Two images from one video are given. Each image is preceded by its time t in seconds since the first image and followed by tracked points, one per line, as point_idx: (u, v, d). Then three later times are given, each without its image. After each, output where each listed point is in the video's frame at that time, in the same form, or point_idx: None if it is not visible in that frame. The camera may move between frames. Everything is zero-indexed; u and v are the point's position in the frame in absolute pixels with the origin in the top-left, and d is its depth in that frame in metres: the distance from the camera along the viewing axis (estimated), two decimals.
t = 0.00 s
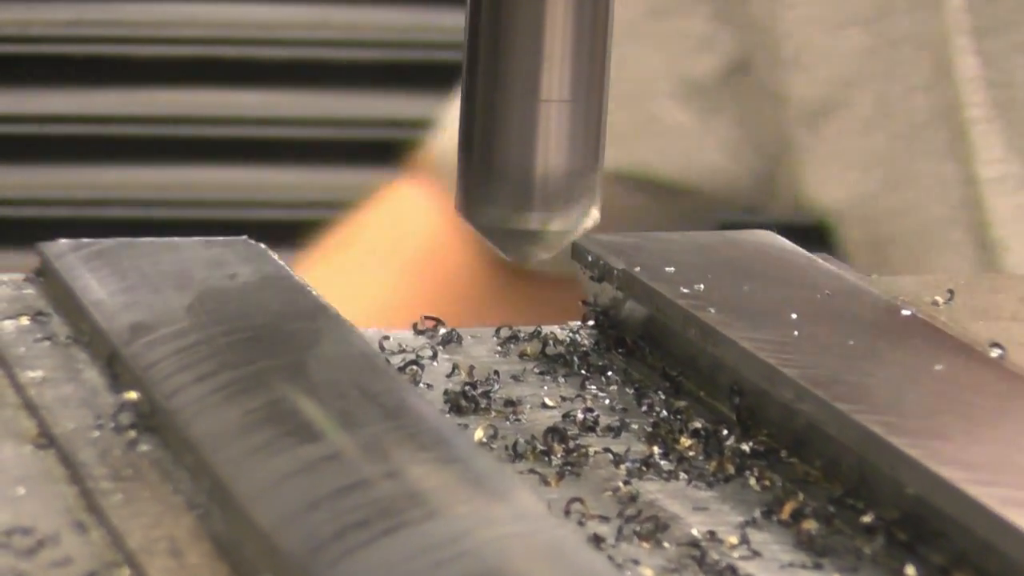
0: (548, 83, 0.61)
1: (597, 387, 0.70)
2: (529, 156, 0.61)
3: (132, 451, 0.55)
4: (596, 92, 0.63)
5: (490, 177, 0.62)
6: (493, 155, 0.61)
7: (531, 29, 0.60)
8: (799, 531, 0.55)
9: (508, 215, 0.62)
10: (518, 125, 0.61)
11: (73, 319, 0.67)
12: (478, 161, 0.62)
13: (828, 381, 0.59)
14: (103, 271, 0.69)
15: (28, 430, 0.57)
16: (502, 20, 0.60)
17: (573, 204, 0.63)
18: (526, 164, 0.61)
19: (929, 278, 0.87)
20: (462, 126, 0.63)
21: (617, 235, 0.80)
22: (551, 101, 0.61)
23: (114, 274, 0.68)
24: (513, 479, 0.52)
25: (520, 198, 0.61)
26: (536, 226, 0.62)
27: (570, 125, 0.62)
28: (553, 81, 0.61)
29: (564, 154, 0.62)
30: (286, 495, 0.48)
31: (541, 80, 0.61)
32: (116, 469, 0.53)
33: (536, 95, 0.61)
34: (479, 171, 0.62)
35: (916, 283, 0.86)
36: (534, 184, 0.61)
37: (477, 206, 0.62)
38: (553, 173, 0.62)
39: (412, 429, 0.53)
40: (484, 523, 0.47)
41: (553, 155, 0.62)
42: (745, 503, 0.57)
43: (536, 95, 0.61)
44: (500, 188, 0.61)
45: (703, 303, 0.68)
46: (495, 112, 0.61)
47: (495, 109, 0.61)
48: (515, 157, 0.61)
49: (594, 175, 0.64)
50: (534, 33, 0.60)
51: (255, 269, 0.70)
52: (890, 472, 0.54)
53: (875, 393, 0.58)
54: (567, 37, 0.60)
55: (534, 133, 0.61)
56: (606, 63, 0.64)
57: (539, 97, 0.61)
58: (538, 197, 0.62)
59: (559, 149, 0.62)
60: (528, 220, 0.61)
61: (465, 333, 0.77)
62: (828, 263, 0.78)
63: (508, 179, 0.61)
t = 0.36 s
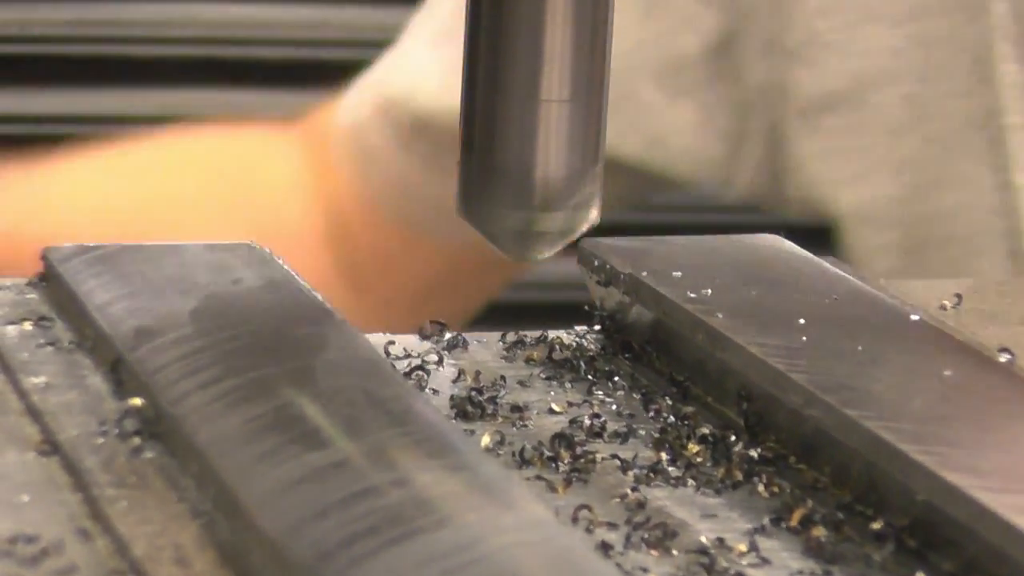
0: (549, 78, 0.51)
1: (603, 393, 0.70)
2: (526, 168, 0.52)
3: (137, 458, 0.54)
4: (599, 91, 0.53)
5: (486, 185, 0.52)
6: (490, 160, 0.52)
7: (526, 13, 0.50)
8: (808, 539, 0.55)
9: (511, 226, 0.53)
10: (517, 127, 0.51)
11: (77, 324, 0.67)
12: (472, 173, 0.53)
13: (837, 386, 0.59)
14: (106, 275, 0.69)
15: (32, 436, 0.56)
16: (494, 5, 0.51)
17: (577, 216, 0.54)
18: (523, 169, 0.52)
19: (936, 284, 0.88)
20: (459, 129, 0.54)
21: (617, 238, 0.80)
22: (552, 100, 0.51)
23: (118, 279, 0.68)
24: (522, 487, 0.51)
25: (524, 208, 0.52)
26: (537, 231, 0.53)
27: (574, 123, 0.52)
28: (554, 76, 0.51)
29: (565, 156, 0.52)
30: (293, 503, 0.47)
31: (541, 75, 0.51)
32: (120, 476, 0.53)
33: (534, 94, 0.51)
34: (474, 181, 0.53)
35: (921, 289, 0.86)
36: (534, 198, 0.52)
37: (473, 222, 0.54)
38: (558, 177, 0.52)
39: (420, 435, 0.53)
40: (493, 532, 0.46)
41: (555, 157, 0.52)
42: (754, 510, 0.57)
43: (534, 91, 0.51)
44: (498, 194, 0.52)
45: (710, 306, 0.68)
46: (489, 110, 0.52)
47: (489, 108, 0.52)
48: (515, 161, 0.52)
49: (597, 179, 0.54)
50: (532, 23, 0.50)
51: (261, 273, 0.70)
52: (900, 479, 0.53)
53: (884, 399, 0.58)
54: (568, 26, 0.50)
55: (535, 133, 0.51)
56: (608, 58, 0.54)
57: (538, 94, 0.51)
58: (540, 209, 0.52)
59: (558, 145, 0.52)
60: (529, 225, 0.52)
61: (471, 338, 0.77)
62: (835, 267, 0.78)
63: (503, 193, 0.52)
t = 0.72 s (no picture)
0: (549, 77, 0.51)
1: (611, 398, 0.69)
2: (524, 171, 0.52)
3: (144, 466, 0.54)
4: (599, 93, 0.54)
5: (486, 184, 0.52)
6: (490, 159, 0.52)
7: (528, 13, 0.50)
8: (819, 547, 0.54)
9: (512, 223, 0.52)
10: (518, 125, 0.52)
11: (82, 329, 0.67)
12: (472, 174, 0.53)
13: (845, 392, 0.59)
14: (112, 281, 0.69)
15: (37, 444, 0.55)
16: (495, 6, 0.51)
17: (576, 215, 0.53)
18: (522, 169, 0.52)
19: (944, 288, 0.87)
20: (459, 129, 0.54)
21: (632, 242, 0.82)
22: (553, 99, 0.52)
23: (123, 285, 0.68)
24: (531, 496, 0.51)
25: (524, 206, 0.52)
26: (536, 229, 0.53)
27: (575, 123, 0.52)
28: (553, 75, 0.51)
29: (566, 155, 0.52)
30: (301, 512, 0.47)
31: (542, 74, 0.51)
32: (126, 485, 0.52)
33: (535, 92, 0.51)
34: (474, 180, 0.53)
35: (929, 293, 0.85)
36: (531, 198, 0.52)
37: (473, 220, 0.54)
38: (559, 176, 0.52)
39: (429, 444, 0.52)
40: (503, 542, 0.45)
41: (555, 156, 0.52)
42: (764, 518, 0.57)
43: (534, 90, 0.51)
44: (496, 193, 0.52)
45: (718, 313, 0.69)
46: (489, 110, 0.52)
47: (489, 106, 0.52)
48: (515, 159, 0.52)
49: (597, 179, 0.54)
50: (533, 22, 0.51)
51: (267, 277, 0.70)
52: (911, 487, 0.53)
53: (893, 405, 0.58)
54: (568, 27, 0.51)
55: (533, 131, 0.52)
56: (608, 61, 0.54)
57: (538, 93, 0.51)
58: (541, 207, 0.52)
59: (557, 145, 0.52)
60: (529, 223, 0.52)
61: (478, 344, 0.76)
62: (844, 272, 0.78)
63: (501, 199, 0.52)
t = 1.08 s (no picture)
0: (549, 77, 0.51)
1: (619, 404, 0.69)
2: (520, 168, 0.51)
3: (149, 473, 0.53)
4: (601, 94, 0.53)
5: (486, 185, 0.52)
6: (491, 160, 0.51)
7: (526, 13, 0.50)
8: (830, 554, 0.54)
9: (513, 223, 0.52)
10: (517, 126, 0.51)
11: (86, 335, 0.66)
12: (472, 176, 0.52)
13: (854, 397, 0.59)
14: (115, 286, 0.68)
15: (41, 451, 0.55)
16: (494, 7, 0.50)
17: (577, 216, 0.53)
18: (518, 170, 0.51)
19: (952, 292, 0.87)
20: (459, 129, 0.53)
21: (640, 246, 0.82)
22: (553, 99, 0.51)
23: (128, 290, 0.67)
24: (540, 503, 0.50)
25: (524, 208, 0.51)
26: (537, 229, 0.52)
27: (576, 123, 0.51)
28: (553, 75, 0.51)
29: (565, 156, 0.51)
30: (308, 521, 0.46)
31: (541, 73, 0.51)
32: (131, 492, 0.52)
33: (534, 92, 0.51)
34: (475, 182, 0.52)
35: (936, 298, 0.85)
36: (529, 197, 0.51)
37: (473, 221, 0.53)
38: (558, 177, 0.51)
39: (436, 451, 0.52)
40: (511, 550, 0.45)
41: (554, 156, 0.51)
42: (774, 526, 0.56)
43: (534, 90, 0.51)
44: (496, 192, 0.51)
45: (725, 318, 0.68)
46: (489, 110, 0.51)
47: (489, 107, 0.51)
48: (515, 160, 0.51)
49: (597, 180, 0.53)
50: (532, 22, 0.50)
51: (273, 282, 0.69)
52: (923, 495, 0.52)
53: (903, 411, 0.57)
54: (566, 26, 0.50)
55: (531, 130, 0.51)
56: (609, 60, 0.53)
57: (538, 93, 0.51)
58: (541, 209, 0.51)
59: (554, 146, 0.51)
60: (530, 224, 0.52)
61: (485, 349, 0.76)
62: (852, 277, 0.78)
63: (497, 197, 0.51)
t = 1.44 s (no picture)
0: (548, 77, 0.50)
1: (618, 405, 0.69)
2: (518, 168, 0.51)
3: (147, 473, 0.53)
4: (600, 93, 0.52)
5: (486, 185, 0.51)
6: (491, 161, 0.51)
7: (526, 15, 0.50)
8: (829, 555, 0.54)
9: (512, 224, 0.52)
10: (517, 126, 0.51)
11: (85, 336, 0.66)
12: (472, 177, 0.52)
13: (854, 398, 0.59)
14: (114, 286, 0.68)
15: (40, 452, 0.55)
16: (494, 8, 0.50)
17: (575, 215, 0.53)
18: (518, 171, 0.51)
19: (951, 293, 0.87)
20: (459, 129, 0.53)
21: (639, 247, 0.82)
22: (552, 99, 0.51)
23: (127, 290, 0.67)
24: (538, 504, 0.50)
25: (524, 208, 0.51)
26: (537, 229, 0.52)
27: (575, 124, 0.51)
28: (553, 75, 0.50)
29: (565, 156, 0.51)
30: (307, 521, 0.46)
31: (541, 73, 0.50)
32: (130, 493, 0.52)
33: (534, 92, 0.50)
34: (474, 183, 0.52)
35: (935, 298, 0.85)
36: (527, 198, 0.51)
37: (472, 221, 0.53)
38: (558, 177, 0.51)
39: (436, 452, 0.52)
40: (511, 550, 0.45)
41: (554, 157, 0.51)
42: (773, 526, 0.56)
43: (534, 90, 0.50)
44: (496, 192, 0.51)
45: (725, 319, 0.68)
46: (488, 111, 0.51)
47: (488, 106, 0.51)
48: (515, 161, 0.51)
49: (596, 180, 0.53)
50: (532, 22, 0.50)
51: (272, 283, 0.69)
52: (922, 496, 0.52)
53: (902, 412, 0.57)
54: (566, 26, 0.50)
55: (531, 130, 0.51)
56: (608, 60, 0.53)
57: (537, 93, 0.50)
58: (541, 209, 0.51)
59: (552, 146, 0.51)
60: (530, 224, 0.51)
61: (483, 349, 0.76)
62: (852, 277, 0.78)
63: (493, 200, 0.51)
